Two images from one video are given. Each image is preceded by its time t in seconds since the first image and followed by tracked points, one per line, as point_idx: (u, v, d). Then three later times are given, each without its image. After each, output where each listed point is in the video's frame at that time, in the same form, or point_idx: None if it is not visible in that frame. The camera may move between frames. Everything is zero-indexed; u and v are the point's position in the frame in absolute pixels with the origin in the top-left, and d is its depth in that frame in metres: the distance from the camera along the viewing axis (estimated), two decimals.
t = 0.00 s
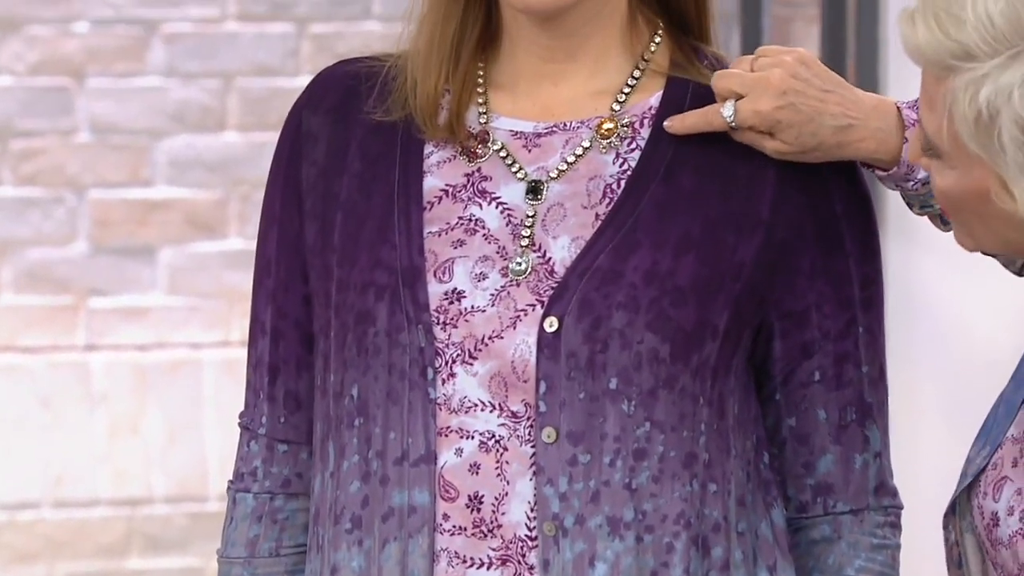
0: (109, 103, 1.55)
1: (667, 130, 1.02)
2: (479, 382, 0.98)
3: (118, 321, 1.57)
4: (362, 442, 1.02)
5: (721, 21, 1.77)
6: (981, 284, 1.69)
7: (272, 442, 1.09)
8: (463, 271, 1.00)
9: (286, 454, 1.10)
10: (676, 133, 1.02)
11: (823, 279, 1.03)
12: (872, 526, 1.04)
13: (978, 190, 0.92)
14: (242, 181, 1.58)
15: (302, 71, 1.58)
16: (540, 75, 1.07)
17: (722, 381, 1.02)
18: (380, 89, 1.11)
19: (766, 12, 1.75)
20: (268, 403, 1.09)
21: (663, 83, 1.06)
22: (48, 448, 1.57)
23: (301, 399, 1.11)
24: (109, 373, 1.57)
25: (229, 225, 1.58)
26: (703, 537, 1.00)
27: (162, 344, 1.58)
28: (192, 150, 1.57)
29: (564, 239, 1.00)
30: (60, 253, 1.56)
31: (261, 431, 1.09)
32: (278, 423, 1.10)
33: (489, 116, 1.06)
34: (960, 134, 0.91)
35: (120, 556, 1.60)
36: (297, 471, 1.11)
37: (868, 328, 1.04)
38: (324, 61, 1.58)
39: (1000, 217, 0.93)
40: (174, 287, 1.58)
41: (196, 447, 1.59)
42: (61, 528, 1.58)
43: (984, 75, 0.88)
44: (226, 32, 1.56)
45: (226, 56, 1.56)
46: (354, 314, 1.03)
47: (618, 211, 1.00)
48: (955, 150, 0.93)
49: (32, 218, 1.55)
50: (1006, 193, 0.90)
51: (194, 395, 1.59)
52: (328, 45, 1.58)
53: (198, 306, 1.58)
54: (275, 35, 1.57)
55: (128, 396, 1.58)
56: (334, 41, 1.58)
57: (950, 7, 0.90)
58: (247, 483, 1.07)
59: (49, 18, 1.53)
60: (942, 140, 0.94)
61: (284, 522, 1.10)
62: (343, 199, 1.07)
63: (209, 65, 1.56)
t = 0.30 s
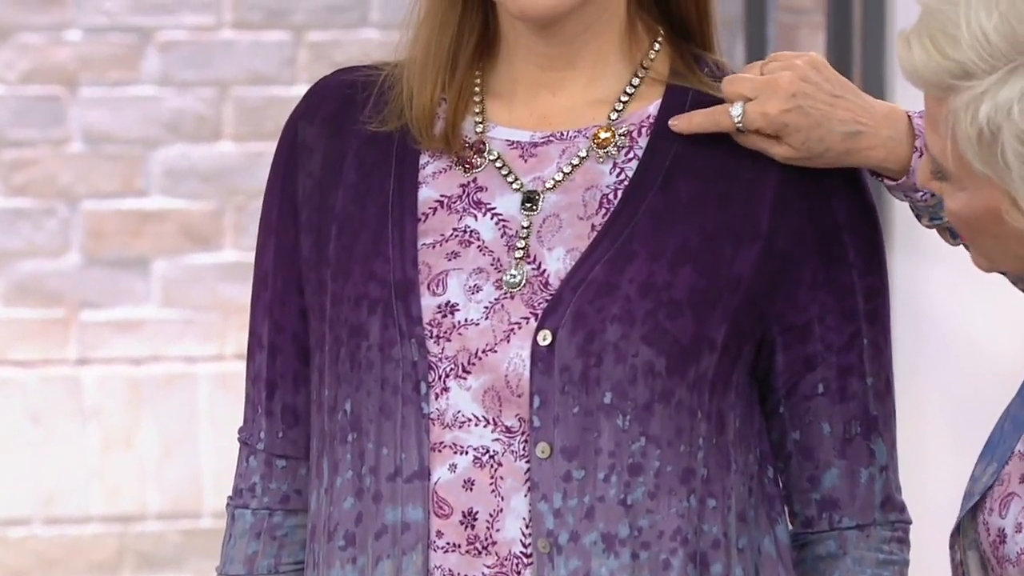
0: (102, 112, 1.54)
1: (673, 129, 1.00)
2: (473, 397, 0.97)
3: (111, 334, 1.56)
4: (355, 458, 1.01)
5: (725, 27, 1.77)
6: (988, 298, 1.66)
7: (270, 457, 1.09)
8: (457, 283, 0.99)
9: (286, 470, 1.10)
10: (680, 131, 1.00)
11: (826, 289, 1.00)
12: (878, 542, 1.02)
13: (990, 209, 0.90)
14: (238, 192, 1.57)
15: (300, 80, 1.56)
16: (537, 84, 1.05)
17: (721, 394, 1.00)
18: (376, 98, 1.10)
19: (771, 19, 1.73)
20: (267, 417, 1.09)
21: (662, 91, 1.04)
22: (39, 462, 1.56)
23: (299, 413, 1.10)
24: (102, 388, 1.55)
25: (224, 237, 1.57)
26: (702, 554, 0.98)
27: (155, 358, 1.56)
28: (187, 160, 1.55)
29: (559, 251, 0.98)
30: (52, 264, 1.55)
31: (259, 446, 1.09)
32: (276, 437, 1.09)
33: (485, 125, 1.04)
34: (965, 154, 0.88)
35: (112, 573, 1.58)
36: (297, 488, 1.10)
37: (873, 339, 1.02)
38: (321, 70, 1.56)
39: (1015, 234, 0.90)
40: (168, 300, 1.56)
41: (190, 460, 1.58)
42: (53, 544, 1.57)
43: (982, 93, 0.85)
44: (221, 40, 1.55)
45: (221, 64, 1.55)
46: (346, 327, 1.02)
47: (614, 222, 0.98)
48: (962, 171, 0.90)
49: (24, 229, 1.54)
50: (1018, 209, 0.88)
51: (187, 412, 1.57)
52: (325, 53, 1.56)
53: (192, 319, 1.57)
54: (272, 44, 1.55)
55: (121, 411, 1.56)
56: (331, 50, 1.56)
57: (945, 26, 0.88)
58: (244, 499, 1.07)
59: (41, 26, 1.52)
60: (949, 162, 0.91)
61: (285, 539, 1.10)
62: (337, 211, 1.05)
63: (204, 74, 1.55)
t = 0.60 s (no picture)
0: (88, 118, 1.51)
1: (683, 141, 0.98)
2: (471, 412, 0.94)
3: (98, 347, 1.53)
4: (351, 476, 0.98)
5: (730, 32, 1.74)
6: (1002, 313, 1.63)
7: (263, 474, 1.07)
8: (455, 295, 0.96)
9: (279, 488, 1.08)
10: (693, 144, 0.97)
11: (835, 301, 0.97)
12: (889, 561, 0.98)
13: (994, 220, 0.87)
14: (230, 202, 1.54)
15: (293, 86, 1.53)
16: (537, 90, 1.02)
17: (726, 410, 0.97)
18: (372, 105, 1.08)
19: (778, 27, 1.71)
20: (259, 433, 1.07)
21: (666, 98, 1.01)
22: (23, 478, 1.53)
23: (293, 429, 1.08)
24: (90, 403, 1.52)
25: (216, 248, 1.54)
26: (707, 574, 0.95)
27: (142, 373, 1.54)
28: (176, 168, 1.53)
29: (559, 262, 0.95)
30: (38, 275, 1.52)
31: (252, 463, 1.07)
32: (270, 453, 1.07)
33: (485, 133, 1.02)
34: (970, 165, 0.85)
35: None
36: (291, 506, 1.08)
37: (883, 352, 0.99)
38: (315, 75, 1.53)
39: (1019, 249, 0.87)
40: (157, 313, 1.54)
41: (179, 478, 1.54)
42: (40, 564, 1.54)
43: (989, 107, 0.82)
44: (212, 45, 1.52)
45: (213, 70, 1.52)
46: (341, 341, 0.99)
47: (616, 232, 0.95)
48: (967, 179, 0.87)
49: (8, 239, 1.51)
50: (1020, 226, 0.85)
51: (177, 427, 1.53)
52: (319, 58, 1.53)
53: (182, 331, 1.54)
54: (264, 48, 1.52)
55: (110, 427, 1.52)
56: (325, 54, 1.53)
57: (959, 32, 0.84)
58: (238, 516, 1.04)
59: (27, 30, 1.49)
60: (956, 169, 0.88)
61: (278, 559, 1.07)
62: (332, 222, 1.03)
63: (194, 79, 1.52)
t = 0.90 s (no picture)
0: (75, 124, 1.47)
1: (691, 155, 0.95)
2: (472, 428, 0.92)
3: (86, 360, 1.49)
4: (347, 493, 0.95)
5: (736, 37, 1.65)
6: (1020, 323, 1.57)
7: (253, 491, 1.04)
8: (455, 307, 0.93)
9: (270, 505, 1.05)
10: (701, 159, 0.95)
11: (845, 314, 0.95)
12: None
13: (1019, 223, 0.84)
14: (219, 212, 1.50)
15: (285, 91, 1.50)
16: (539, 96, 1.00)
17: (735, 426, 0.94)
18: (367, 112, 1.05)
19: (787, 29, 1.63)
20: (250, 449, 1.04)
21: (671, 104, 0.99)
22: (9, 496, 1.49)
23: (285, 445, 1.05)
24: (76, 417, 1.48)
25: (206, 258, 1.50)
26: None
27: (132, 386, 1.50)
28: (166, 175, 1.49)
29: (562, 273, 0.93)
30: (23, 286, 1.48)
31: (242, 480, 1.04)
32: (260, 470, 1.04)
33: (484, 139, 0.99)
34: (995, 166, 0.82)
35: None
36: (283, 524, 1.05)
37: (894, 367, 0.96)
38: (308, 80, 1.50)
39: None
40: (146, 325, 1.50)
41: (166, 495, 1.51)
42: None
43: (1017, 107, 0.79)
44: (202, 48, 1.48)
45: (203, 74, 1.48)
46: (338, 355, 0.97)
47: (620, 242, 0.92)
48: (990, 182, 0.84)
49: None
50: None
51: (164, 441, 1.49)
52: (312, 62, 1.50)
53: (171, 344, 1.50)
54: (255, 52, 1.49)
55: (97, 443, 1.49)
56: (319, 59, 1.50)
57: (983, 31, 0.82)
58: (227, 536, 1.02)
59: (12, 34, 1.45)
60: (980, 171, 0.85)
61: None
62: (326, 232, 1.00)
63: (183, 84, 1.48)
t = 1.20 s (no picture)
0: (60, 131, 1.44)
1: (702, 174, 0.91)
2: (474, 445, 0.89)
3: (71, 375, 1.45)
4: (343, 511, 0.93)
5: (741, 39, 1.59)
6: None
7: (242, 509, 1.00)
8: (455, 319, 0.90)
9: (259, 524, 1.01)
10: (712, 176, 0.90)
11: (856, 326, 0.92)
12: None
13: None
14: (209, 220, 1.47)
15: (277, 96, 1.46)
16: (540, 101, 0.97)
17: (744, 442, 0.91)
18: (361, 117, 1.01)
19: (794, 33, 1.58)
20: (238, 466, 1.00)
21: (675, 109, 0.96)
22: None
23: (276, 461, 1.02)
24: (62, 433, 1.44)
25: (195, 270, 1.47)
26: None
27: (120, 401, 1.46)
28: (153, 184, 1.45)
29: (566, 284, 0.90)
30: (7, 297, 1.44)
31: (229, 498, 1.00)
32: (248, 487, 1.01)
33: (483, 146, 0.96)
34: None
35: None
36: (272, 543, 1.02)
37: (907, 381, 0.93)
38: (301, 84, 1.46)
39: None
40: (133, 338, 1.46)
41: (155, 515, 1.47)
42: None
43: None
44: (192, 52, 1.45)
45: (193, 79, 1.45)
46: (334, 369, 0.94)
47: (627, 252, 0.89)
48: None
49: None
50: None
51: (153, 459, 1.45)
52: (305, 66, 1.46)
53: (158, 358, 1.46)
54: (246, 56, 1.45)
55: (81, 461, 1.45)
56: (312, 63, 1.46)
57: (998, 68, 0.76)
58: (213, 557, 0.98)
59: None
60: None
61: None
62: (319, 241, 0.97)
63: (172, 90, 1.45)
